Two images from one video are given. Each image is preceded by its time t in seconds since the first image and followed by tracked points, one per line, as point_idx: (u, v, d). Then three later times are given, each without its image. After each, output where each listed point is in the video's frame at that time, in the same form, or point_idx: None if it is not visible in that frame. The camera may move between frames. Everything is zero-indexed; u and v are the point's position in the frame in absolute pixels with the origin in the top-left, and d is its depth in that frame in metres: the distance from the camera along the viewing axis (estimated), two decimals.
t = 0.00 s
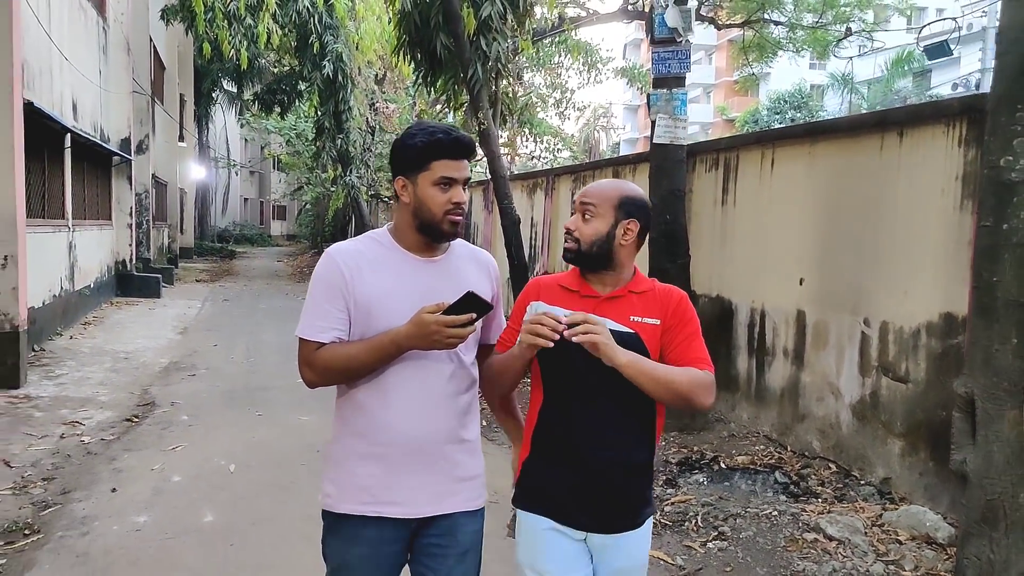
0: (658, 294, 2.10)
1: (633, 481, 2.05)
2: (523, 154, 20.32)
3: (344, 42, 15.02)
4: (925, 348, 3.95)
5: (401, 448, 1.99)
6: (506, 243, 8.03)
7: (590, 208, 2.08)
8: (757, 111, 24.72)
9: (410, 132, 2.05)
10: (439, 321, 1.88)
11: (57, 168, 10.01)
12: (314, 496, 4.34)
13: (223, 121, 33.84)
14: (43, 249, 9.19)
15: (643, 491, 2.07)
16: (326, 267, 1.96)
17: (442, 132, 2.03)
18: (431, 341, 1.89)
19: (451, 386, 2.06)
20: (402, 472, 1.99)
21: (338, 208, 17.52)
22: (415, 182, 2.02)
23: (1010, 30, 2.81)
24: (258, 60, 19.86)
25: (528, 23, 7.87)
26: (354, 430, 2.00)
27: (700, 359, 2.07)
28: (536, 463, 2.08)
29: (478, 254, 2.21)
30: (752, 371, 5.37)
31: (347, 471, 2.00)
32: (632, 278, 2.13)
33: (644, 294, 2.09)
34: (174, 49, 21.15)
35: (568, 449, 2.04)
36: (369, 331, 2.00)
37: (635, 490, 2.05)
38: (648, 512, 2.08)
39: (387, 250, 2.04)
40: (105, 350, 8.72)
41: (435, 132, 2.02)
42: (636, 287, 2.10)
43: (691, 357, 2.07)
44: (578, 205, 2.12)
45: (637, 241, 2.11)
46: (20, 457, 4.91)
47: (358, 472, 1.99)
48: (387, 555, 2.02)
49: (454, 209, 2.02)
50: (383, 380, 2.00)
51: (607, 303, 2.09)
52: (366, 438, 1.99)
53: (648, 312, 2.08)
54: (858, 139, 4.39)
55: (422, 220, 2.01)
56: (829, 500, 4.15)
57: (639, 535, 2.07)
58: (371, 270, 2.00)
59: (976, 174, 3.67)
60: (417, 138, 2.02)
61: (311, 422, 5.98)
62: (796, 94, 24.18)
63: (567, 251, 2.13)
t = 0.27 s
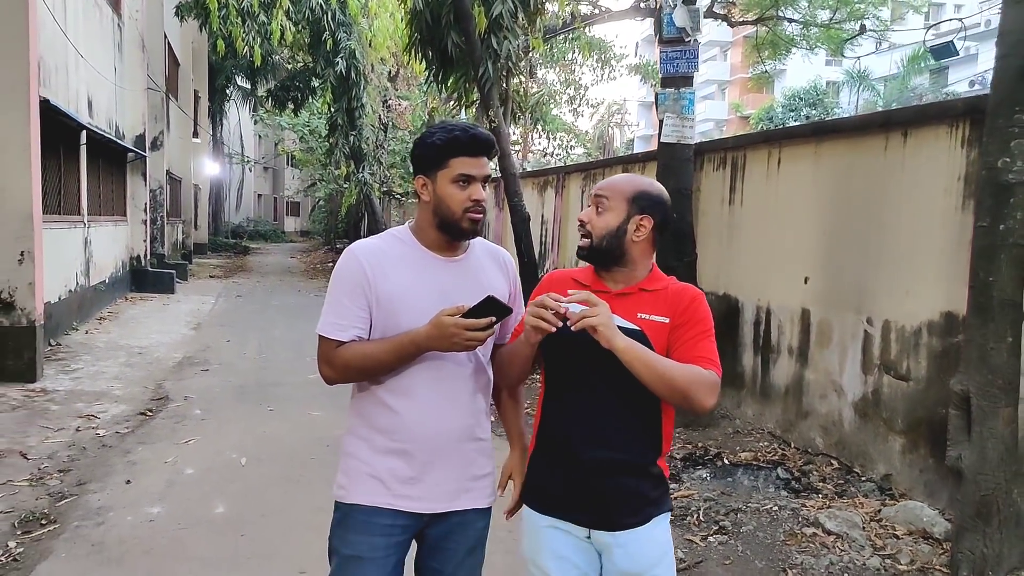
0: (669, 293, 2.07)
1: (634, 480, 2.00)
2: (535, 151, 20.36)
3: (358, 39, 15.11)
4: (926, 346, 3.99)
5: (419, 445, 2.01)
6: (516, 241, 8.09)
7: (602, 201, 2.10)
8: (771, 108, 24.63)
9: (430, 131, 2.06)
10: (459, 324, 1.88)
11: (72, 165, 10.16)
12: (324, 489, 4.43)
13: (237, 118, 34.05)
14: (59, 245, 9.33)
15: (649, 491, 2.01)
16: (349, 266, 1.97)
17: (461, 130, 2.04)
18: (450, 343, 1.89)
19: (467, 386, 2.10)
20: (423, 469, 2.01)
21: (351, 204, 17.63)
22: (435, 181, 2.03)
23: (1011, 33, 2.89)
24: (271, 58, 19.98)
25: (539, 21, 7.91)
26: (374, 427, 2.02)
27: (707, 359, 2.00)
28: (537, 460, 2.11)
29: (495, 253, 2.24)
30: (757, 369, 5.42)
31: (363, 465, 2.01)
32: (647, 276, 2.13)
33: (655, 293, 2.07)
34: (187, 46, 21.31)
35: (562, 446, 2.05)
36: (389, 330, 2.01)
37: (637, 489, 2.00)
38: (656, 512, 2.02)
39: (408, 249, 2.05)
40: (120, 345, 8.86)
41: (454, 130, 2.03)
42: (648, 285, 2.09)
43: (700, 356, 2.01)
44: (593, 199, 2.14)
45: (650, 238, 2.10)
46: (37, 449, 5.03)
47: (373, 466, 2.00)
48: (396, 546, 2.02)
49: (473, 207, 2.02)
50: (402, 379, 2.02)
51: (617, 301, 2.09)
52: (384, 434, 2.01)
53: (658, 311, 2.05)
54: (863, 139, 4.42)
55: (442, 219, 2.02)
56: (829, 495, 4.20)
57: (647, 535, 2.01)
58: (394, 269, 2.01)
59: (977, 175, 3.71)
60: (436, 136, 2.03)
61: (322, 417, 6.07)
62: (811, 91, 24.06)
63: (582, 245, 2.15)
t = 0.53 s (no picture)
0: (691, 293, 2.01)
1: (655, 484, 1.98)
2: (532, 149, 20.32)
3: (353, 37, 15.05)
4: (913, 340, 3.99)
5: (420, 452, 1.98)
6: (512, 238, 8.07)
7: (629, 195, 2.11)
8: (768, 104, 24.58)
9: (418, 131, 2.03)
10: (461, 326, 1.87)
11: (65, 165, 10.11)
12: (321, 489, 4.42)
13: (232, 117, 33.94)
14: (51, 246, 9.29)
15: (671, 494, 1.99)
16: (340, 273, 1.93)
17: (452, 129, 2.02)
18: (453, 346, 1.88)
19: (464, 388, 2.07)
20: (427, 475, 1.99)
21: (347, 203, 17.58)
22: (427, 181, 2.00)
23: (988, 33, 3.08)
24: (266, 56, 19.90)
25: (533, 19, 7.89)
26: (375, 436, 1.99)
27: (730, 362, 1.94)
28: (559, 464, 2.10)
29: (485, 251, 2.23)
30: (751, 365, 5.42)
31: (366, 477, 1.97)
32: (668, 275, 2.08)
33: (675, 293, 2.02)
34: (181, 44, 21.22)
35: (581, 451, 2.03)
36: (385, 336, 1.98)
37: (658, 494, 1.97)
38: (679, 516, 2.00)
39: (399, 252, 2.02)
40: (114, 347, 8.82)
41: (446, 129, 2.01)
42: (669, 285, 2.04)
43: (722, 359, 1.95)
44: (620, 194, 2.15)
45: (672, 235, 2.09)
46: (31, 453, 5.00)
47: (377, 476, 1.97)
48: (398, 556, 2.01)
49: (466, 206, 2.01)
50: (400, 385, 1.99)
51: (637, 302, 2.05)
52: (386, 442, 1.98)
53: (679, 312, 2.00)
54: (850, 138, 4.42)
55: (434, 219, 2.00)
56: (821, 487, 4.21)
57: (669, 540, 1.99)
58: (386, 273, 1.98)
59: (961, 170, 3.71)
60: (427, 135, 2.01)
61: (318, 417, 6.06)
62: (808, 86, 24.03)
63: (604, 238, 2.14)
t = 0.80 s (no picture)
0: (714, 293, 2.02)
1: (673, 486, 1.99)
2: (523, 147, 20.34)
3: (343, 34, 15.02)
4: (899, 337, 4.02)
5: (414, 457, 1.95)
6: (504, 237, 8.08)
7: (631, 214, 2.05)
8: (758, 104, 24.67)
9: (403, 126, 2.00)
10: (459, 326, 1.86)
11: (52, 163, 10.05)
12: (312, 488, 4.42)
13: (221, 114, 33.78)
14: (38, 244, 9.23)
15: (688, 498, 2.01)
16: (323, 276, 1.87)
17: (441, 125, 2.00)
18: (452, 346, 1.87)
19: (451, 389, 2.05)
20: (422, 479, 1.96)
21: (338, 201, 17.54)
22: (416, 178, 1.98)
23: (972, 35, 3.11)
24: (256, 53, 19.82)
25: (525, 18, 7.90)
26: (365, 445, 1.93)
27: (752, 364, 1.96)
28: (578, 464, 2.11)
29: (461, 245, 2.23)
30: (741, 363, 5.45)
31: (358, 490, 1.91)
32: (691, 275, 2.08)
33: (699, 292, 2.03)
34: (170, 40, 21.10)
35: (602, 450, 2.04)
36: (372, 338, 1.94)
37: (677, 496, 2.00)
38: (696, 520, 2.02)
39: (382, 251, 1.97)
40: (102, 346, 8.77)
41: (435, 125, 1.99)
42: (692, 285, 2.04)
43: (745, 362, 1.96)
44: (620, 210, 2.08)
45: (687, 235, 2.06)
46: (18, 453, 4.97)
47: (370, 487, 1.91)
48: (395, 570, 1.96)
49: (456, 203, 2.01)
50: (390, 391, 1.94)
51: (660, 301, 2.05)
52: (379, 451, 1.93)
53: (702, 312, 2.01)
54: (837, 137, 4.45)
55: (425, 217, 1.99)
56: (809, 483, 4.25)
57: (684, 544, 2.00)
58: (371, 273, 1.93)
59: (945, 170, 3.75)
60: (416, 132, 1.98)
61: (310, 416, 6.06)
62: (798, 86, 24.13)
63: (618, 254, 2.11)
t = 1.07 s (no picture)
0: (730, 289, 2.03)
1: (684, 484, 2.01)
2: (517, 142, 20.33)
3: (337, 27, 14.96)
4: (892, 332, 4.05)
5: (423, 454, 1.95)
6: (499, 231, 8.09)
7: (654, 206, 2.07)
8: (751, 99, 24.70)
9: (420, 122, 1.96)
10: (476, 322, 1.87)
11: (42, 154, 9.98)
12: (308, 481, 4.43)
13: (213, 106, 33.60)
14: (29, 236, 9.19)
15: (699, 496, 2.02)
16: (341, 274, 1.84)
17: (459, 123, 1.97)
18: (469, 342, 1.88)
19: (454, 386, 2.06)
20: (430, 476, 1.97)
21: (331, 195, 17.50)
22: (434, 176, 1.94)
23: (966, 33, 3.13)
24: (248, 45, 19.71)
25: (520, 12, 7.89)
26: (374, 445, 1.92)
27: (767, 361, 1.97)
28: (593, 458, 2.13)
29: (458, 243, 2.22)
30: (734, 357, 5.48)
31: (368, 490, 1.90)
32: (708, 271, 2.09)
33: (716, 289, 2.04)
34: (161, 32, 20.97)
35: (617, 444, 2.06)
36: (385, 336, 1.92)
37: (689, 493, 2.01)
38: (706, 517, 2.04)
39: (394, 249, 1.96)
40: (94, 339, 8.74)
41: (453, 122, 1.96)
42: (709, 281, 2.06)
43: (760, 359, 1.97)
44: (643, 203, 2.11)
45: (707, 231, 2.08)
46: (11, 446, 4.96)
47: (381, 487, 1.91)
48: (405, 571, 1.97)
49: (470, 202, 1.99)
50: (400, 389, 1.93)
51: (677, 298, 2.07)
52: (389, 450, 1.92)
53: (718, 309, 2.02)
54: (832, 134, 4.47)
55: (441, 214, 1.97)
56: (802, 476, 4.29)
57: (693, 540, 2.02)
58: (384, 272, 1.92)
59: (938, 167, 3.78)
60: (435, 129, 1.94)
61: (305, 409, 6.06)
62: (791, 82, 24.17)
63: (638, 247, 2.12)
